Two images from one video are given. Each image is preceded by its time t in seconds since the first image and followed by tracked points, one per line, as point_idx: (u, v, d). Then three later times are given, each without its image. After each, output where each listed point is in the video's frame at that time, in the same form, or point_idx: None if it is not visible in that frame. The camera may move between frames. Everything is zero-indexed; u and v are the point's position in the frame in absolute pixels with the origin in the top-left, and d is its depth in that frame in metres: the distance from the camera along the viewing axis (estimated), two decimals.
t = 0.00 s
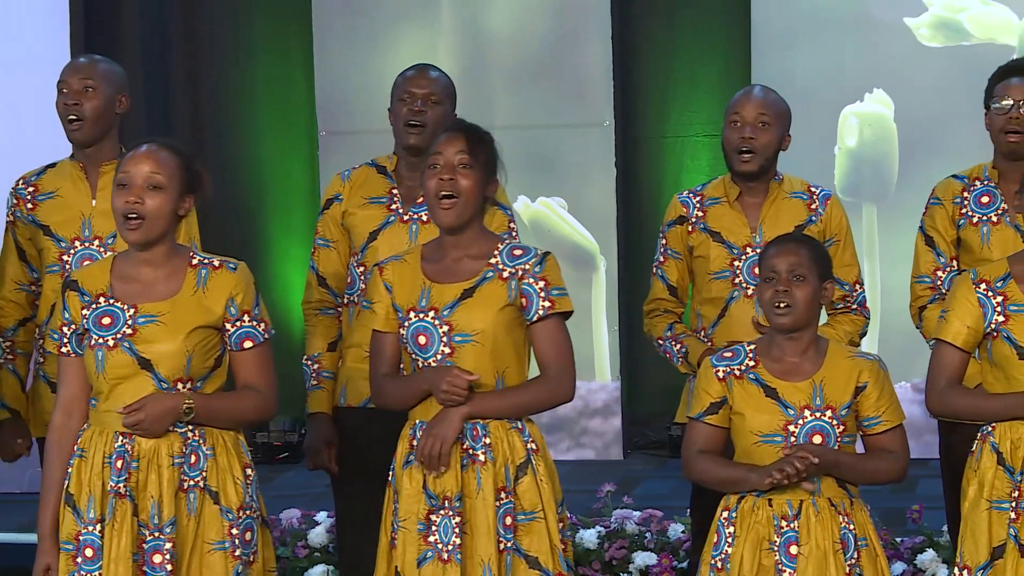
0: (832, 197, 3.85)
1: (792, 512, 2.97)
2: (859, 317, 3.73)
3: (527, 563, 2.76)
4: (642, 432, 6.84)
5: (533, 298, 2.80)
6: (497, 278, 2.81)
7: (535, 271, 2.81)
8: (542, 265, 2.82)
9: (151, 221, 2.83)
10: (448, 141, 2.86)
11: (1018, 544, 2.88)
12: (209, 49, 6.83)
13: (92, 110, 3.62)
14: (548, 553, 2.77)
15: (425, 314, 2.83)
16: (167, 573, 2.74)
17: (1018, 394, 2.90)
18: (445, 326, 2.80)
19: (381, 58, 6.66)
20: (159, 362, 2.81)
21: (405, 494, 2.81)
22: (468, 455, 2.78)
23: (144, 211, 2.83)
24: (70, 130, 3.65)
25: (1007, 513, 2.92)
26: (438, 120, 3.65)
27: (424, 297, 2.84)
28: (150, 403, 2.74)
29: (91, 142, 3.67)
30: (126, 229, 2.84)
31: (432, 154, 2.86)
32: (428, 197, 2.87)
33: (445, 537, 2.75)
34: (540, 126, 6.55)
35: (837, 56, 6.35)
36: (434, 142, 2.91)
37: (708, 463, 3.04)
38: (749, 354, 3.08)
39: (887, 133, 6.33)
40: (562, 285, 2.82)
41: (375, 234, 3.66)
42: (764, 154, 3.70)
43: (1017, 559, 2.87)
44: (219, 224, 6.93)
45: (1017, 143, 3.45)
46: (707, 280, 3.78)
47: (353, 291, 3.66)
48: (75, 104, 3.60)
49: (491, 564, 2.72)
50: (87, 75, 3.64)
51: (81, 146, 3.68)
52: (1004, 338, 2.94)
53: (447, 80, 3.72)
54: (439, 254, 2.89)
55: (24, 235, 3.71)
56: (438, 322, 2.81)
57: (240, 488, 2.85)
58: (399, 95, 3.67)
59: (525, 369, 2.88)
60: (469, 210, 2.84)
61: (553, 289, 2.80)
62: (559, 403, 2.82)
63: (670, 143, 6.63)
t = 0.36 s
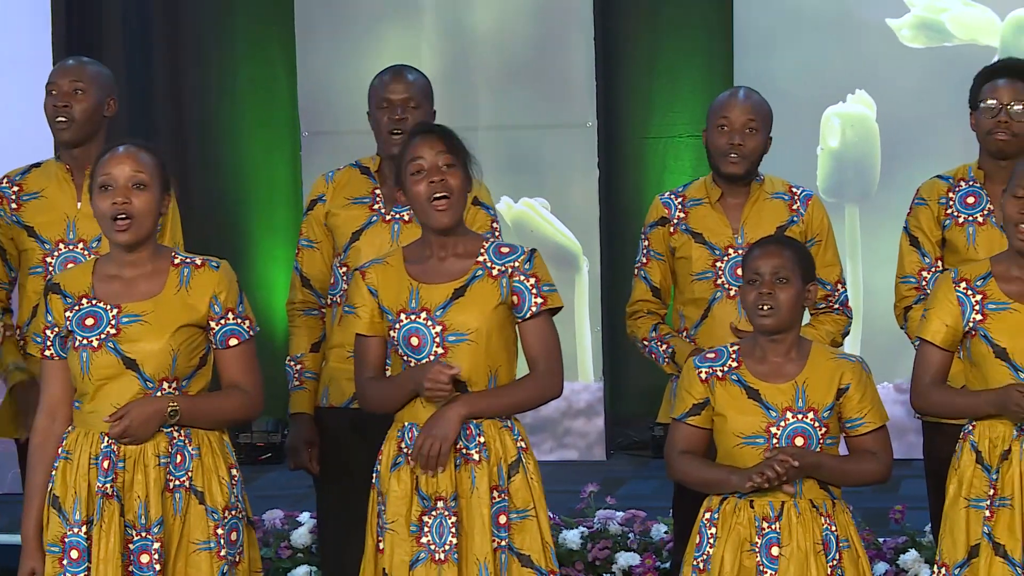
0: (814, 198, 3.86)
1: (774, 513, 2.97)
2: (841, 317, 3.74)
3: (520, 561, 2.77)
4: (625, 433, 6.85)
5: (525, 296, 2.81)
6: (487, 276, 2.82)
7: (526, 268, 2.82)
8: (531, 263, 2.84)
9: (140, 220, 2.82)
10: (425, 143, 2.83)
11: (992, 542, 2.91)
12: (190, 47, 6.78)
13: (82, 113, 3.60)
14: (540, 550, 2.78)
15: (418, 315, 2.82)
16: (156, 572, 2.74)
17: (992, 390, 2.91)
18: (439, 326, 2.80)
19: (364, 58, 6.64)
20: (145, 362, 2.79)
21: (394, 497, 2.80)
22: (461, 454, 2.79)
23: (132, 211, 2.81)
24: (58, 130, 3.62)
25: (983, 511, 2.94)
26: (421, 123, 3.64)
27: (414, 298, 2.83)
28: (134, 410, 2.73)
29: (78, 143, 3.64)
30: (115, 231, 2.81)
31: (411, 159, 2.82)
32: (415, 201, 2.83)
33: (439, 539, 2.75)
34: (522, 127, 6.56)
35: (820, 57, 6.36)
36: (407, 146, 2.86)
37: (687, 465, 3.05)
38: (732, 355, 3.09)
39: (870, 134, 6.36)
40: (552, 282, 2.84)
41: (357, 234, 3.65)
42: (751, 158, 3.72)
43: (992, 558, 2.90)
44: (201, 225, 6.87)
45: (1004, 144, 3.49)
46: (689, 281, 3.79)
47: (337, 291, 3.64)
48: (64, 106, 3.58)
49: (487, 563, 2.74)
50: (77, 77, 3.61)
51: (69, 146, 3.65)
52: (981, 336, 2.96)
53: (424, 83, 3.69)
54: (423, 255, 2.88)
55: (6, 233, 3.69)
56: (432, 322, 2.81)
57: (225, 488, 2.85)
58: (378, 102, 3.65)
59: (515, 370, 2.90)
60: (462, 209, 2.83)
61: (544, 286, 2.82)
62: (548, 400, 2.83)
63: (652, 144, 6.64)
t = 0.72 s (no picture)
0: (801, 197, 3.87)
1: (769, 513, 2.98)
2: (828, 317, 3.74)
3: (520, 558, 2.81)
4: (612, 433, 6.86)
5: (525, 295, 2.89)
6: (488, 274, 2.87)
7: (524, 268, 2.91)
8: (527, 263, 2.93)
9: (139, 218, 2.84)
10: (430, 143, 2.86)
11: (962, 540, 2.94)
12: (179, 45, 6.80)
13: (77, 111, 3.59)
14: (536, 546, 2.83)
15: (426, 312, 2.83)
16: (154, 571, 2.77)
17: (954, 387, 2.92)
18: (447, 323, 2.82)
19: (351, 58, 6.63)
20: (140, 360, 2.80)
21: (396, 495, 2.78)
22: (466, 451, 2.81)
23: (132, 210, 2.83)
24: (54, 126, 3.60)
25: (956, 509, 2.98)
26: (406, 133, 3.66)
27: (419, 294, 2.83)
28: (135, 406, 2.76)
29: (71, 139, 3.63)
30: (114, 229, 2.82)
31: (419, 158, 2.84)
32: (422, 200, 2.84)
33: (447, 537, 2.75)
34: (510, 127, 6.56)
35: (807, 58, 6.38)
36: (409, 146, 2.88)
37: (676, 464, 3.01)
38: (720, 354, 3.09)
39: (857, 134, 6.37)
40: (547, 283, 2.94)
41: (342, 234, 3.68)
42: (747, 158, 3.72)
43: (962, 556, 2.93)
44: (188, 225, 6.90)
45: (993, 148, 3.53)
46: (679, 279, 3.80)
47: (325, 290, 3.58)
48: (64, 103, 3.57)
49: (498, 560, 2.75)
50: (74, 75, 3.61)
51: (60, 142, 3.63)
52: (958, 336, 2.97)
53: (406, 85, 3.69)
54: (415, 250, 2.90)
55: None
56: (440, 319, 2.82)
57: (218, 485, 2.89)
58: (365, 114, 3.65)
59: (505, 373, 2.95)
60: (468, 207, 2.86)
61: (541, 287, 2.91)
62: (538, 399, 2.90)
63: (639, 144, 6.64)
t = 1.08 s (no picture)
0: (787, 199, 3.88)
1: (746, 513, 2.99)
2: (813, 318, 3.76)
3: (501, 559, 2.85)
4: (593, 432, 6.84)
5: (511, 301, 2.95)
6: (479, 277, 2.92)
7: (511, 273, 2.98)
8: (513, 269, 3.00)
9: (130, 218, 2.85)
10: (430, 142, 2.88)
11: (932, 539, 2.97)
12: (159, 44, 6.79)
13: (55, 111, 3.58)
14: (516, 547, 2.87)
15: (421, 311, 2.84)
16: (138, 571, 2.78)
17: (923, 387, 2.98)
18: (442, 323, 2.85)
19: (332, 56, 6.62)
20: (126, 361, 2.81)
21: (384, 493, 2.78)
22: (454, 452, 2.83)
23: (123, 209, 2.84)
24: (32, 123, 3.58)
25: (927, 508, 3.00)
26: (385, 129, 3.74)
27: (415, 293, 2.84)
28: (135, 400, 2.75)
29: (48, 137, 3.61)
30: (102, 228, 2.82)
31: (420, 156, 2.86)
32: (420, 197, 2.86)
33: (432, 538, 2.76)
34: (491, 127, 6.55)
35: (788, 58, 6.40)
36: (408, 144, 2.91)
37: (658, 456, 3.01)
38: (701, 354, 3.10)
39: (837, 134, 6.40)
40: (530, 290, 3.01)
41: (323, 235, 3.71)
42: (726, 154, 3.74)
43: (931, 555, 2.96)
44: (170, 224, 6.89)
45: (970, 145, 3.58)
46: (664, 280, 3.80)
47: (303, 292, 3.70)
48: (42, 101, 3.56)
49: (483, 561, 2.78)
50: (51, 73, 3.58)
51: (37, 139, 3.60)
52: (930, 336, 2.99)
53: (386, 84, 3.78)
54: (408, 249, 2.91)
55: None
56: (435, 319, 2.84)
57: (201, 485, 2.90)
58: (343, 109, 3.72)
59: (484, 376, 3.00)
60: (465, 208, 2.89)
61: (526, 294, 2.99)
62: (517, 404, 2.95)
63: (620, 144, 6.63)
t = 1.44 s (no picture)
0: (776, 200, 3.88)
1: (732, 513, 2.99)
2: (800, 320, 3.76)
3: (484, 564, 2.84)
4: (579, 433, 6.84)
5: (500, 305, 2.93)
6: (465, 280, 2.91)
7: (501, 277, 2.96)
8: (505, 273, 2.97)
9: (115, 221, 2.86)
10: (417, 141, 2.90)
11: (919, 541, 2.96)
12: (144, 46, 6.77)
13: (30, 112, 3.56)
14: (500, 552, 2.86)
15: (399, 312, 2.85)
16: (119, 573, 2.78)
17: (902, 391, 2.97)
18: (421, 325, 2.85)
19: (317, 56, 6.60)
20: (109, 362, 2.82)
21: (364, 493, 2.80)
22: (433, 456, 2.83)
23: (108, 212, 2.85)
24: (8, 127, 3.57)
25: (912, 509, 3.00)
26: (360, 126, 3.77)
27: (395, 294, 2.85)
28: (121, 396, 2.76)
29: (24, 141, 3.60)
30: (87, 231, 2.83)
31: (405, 155, 2.89)
32: (403, 196, 2.90)
33: (408, 540, 2.77)
34: (476, 127, 6.53)
35: (773, 58, 6.41)
36: (398, 144, 2.93)
37: (646, 455, 3.01)
38: (689, 355, 3.11)
39: (823, 134, 6.42)
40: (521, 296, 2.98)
41: (304, 237, 3.70)
42: (711, 154, 3.74)
43: (918, 556, 2.96)
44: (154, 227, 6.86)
45: (952, 147, 3.59)
46: (652, 280, 3.81)
47: (285, 293, 3.70)
48: (16, 104, 3.54)
49: (459, 565, 2.76)
50: (25, 74, 3.57)
51: (13, 143, 3.60)
52: (912, 337, 3.00)
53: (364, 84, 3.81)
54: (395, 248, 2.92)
55: None
56: (414, 320, 2.85)
57: (184, 487, 2.90)
58: (319, 107, 3.74)
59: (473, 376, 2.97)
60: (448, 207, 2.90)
61: (516, 299, 2.95)
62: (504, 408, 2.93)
63: (606, 144, 6.64)
